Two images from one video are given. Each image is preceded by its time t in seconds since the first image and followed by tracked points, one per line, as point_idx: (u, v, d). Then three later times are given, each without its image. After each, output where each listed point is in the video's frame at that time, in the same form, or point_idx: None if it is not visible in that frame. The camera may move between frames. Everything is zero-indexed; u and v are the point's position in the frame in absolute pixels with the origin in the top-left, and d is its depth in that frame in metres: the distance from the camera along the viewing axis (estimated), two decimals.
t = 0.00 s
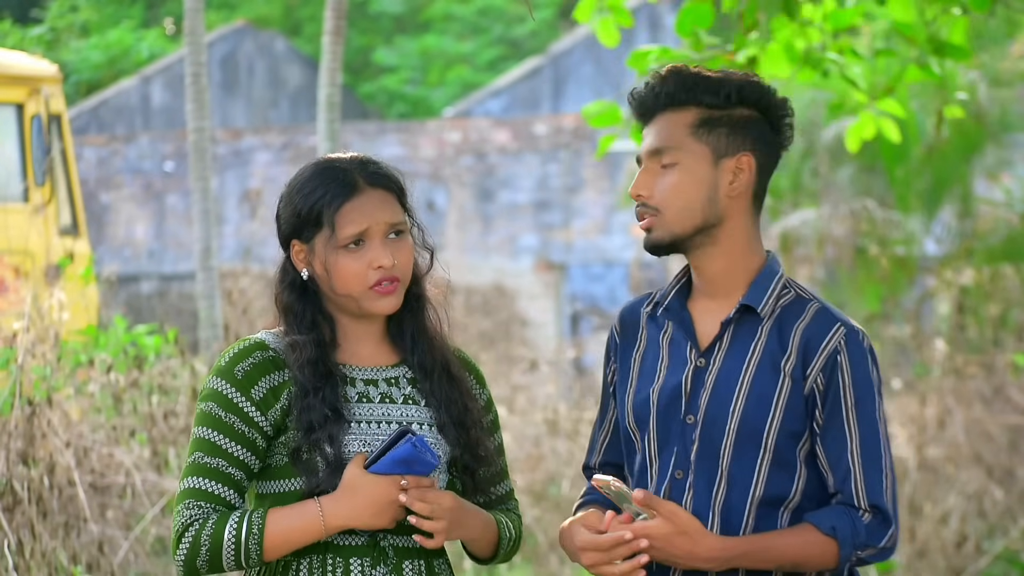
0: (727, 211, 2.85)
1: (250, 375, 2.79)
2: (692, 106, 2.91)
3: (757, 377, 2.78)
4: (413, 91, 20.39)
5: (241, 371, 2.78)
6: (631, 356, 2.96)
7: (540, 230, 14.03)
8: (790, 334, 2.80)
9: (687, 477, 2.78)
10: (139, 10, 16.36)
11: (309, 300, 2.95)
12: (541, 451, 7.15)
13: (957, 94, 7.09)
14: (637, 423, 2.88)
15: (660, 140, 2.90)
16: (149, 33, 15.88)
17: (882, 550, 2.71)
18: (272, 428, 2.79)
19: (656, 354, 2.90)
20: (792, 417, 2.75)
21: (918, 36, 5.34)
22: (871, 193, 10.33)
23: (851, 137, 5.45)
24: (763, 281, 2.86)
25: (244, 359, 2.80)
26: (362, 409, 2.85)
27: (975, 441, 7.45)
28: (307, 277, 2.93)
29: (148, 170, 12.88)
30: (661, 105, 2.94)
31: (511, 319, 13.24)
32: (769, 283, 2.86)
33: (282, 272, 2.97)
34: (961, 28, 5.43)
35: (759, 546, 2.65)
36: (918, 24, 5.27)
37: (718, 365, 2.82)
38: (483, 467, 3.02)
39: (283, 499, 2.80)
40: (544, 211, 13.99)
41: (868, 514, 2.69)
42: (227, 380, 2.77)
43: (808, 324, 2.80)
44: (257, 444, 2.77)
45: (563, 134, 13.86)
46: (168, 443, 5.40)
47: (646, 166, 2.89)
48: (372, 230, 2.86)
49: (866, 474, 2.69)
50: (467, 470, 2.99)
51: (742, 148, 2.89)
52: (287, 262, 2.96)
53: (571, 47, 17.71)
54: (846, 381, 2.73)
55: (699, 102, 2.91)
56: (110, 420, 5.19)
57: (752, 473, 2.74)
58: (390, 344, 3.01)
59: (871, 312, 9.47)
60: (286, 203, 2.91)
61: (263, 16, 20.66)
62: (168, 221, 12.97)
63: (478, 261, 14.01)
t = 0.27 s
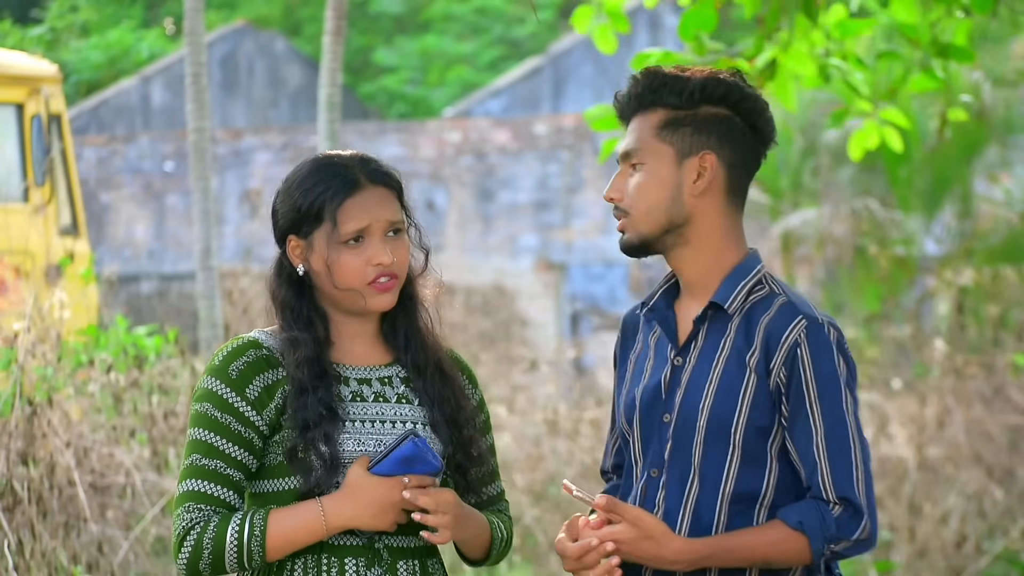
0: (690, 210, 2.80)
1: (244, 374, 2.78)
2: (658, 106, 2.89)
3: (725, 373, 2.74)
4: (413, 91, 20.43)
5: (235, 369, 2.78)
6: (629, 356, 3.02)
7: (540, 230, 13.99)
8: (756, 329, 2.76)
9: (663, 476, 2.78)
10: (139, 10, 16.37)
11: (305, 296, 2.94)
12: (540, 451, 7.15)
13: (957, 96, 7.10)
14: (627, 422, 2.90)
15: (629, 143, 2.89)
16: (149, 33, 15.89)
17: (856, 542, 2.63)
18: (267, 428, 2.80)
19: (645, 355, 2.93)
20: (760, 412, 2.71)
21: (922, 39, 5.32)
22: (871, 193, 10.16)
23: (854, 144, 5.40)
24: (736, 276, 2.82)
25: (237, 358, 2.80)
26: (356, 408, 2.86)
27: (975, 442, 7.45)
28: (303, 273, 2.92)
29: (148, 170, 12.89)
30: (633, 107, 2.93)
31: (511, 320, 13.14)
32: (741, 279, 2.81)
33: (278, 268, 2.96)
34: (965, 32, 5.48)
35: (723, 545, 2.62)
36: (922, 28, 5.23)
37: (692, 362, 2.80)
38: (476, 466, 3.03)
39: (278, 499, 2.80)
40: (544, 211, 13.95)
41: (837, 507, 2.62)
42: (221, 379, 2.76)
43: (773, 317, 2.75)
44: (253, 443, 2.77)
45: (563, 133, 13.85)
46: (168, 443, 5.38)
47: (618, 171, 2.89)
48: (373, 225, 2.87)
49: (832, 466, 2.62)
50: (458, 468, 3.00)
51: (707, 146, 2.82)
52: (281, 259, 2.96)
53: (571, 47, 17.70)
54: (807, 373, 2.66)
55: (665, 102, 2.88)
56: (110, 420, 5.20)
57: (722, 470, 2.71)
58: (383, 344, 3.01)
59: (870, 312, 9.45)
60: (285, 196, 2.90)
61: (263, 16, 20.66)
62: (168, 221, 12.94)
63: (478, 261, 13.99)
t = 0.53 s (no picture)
0: (668, 212, 2.86)
1: (241, 376, 2.78)
2: (634, 110, 2.94)
3: (699, 373, 2.82)
4: (413, 91, 20.44)
5: (232, 371, 2.78)
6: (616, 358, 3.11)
7: (540, 230, 13.99)
8: (729, 329, 2.82)
9: (638, 475, 2.86)
10: (139, 10, 16.38)
11: (303, 295, 2.95)
12: (540, 451, 7.15)
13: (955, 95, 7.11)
14: (608, 420, 2.97)
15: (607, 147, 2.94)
16: (149, 33, 15.91)
17: (819, 544, 2.71)
18: (265, 429, 2.80)
19: (630, 355, 3.02)
20: (731, 412, 2.77)
21: (917, 34, 5.38)
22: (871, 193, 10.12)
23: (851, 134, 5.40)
24: (715, 275, 2.88)
25: (234, 360, 2.79)
26: (354, 409, 2.86)
27: (974, 442, 7.46)
28: (301, 272, 2.92)
29: (148, 171, 12.89)
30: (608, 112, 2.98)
31: (511, 319, 13.28)
32: (720, 279, 2.88)
33: (277, 265, 2.96)
34: (962, 28, 5.45)
35: (689, 542, 2.71)
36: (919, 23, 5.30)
37: (670, 361, 2.88)
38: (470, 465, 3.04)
39: (277, 500, 2.80)
40: (543, 211, 13.95)
41: (800, 508, 2.70)
42: (218, 381, 2.76)
43: (745, 317, 2.81)
44: (252, 445, 2.77)
45: (563, 133, 13.83)
46: (167, 443, 5.35)
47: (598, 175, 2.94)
48: (377, 226, 2.87)
49: (798, 468, 2.69)
50: (454, 469, 3.01)
51: (682, 149, 2.88)
52: (279, 256, 2.95)
53: (571, 48, 17.71)
54: (775, 374, 2.72)
55: (640, 106, 2.93)
56: (110, 420, 5.19)
57: (694, 469, 2.79)
58: (377, 344, 3.02)
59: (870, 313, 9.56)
60: (287, 195, 2.89)
61: (263, 16, 20.65)
62: (168, 221, 12.95)
63: (478, 261, 13.98)
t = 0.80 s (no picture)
0: (659, 217, 2.94)
1: (239, 377, 2.83)
2: (617, 115, 3.00)
3: (698, 374, 2.89)
4: (413, 91, 20.42)
5: (230, 372, 2.82)
6: (598, 359, 3.14)
7: (540, 230, 14.01)
8: (728, 328, 2.90)
9: (635, 476, 2.91)
10: (139, 11, 16.38)
11: (299, 297, 3.00)
12: (541, 451, 7.16)
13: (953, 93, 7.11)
14: (597, 424, 3.01)
15: (592, 153, 3.00)
16: (149, 34, 15.92)
17: (820, 542, 2.80)
18: (263, 430, 2.84)
19: (616, 356, 3.06)
20: (733, 411, 2.85)
21: (910, 27, 5.38)
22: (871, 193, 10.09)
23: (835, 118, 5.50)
24: (707, 277, 2.97)
25: (232, 361, 2.84)
26: (350, 409, 2.92)
27: (974, 442, 7.46)
28: (298, 273, 2.96)
29: (148, 170, 12.97)
30: (589, 117, 3.03)
31: (512, 320, 13.14)
32: (712, 279, 2.96)
33: (274, 266, 3.00)
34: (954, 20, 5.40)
35: (695, 543, 2.78)
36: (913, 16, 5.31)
37: (665, 362, 2.94)
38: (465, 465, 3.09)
39: (276, 499, 2.86)
40: (543, 211, 13.96)
41: (804, 508, 2.78)
42: (216, 382, 2.80)
43: (744, 317, 2.90)
44: (250, 445, 2.81)
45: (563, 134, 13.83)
46: (167, 443, 5.40)
47: (583, 179, 3.00)
48: (374, 229, 2.91)
49: (801, 466, 2.78)
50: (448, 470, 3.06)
51: (669, 153, 2.97)
52: (275, 257, 2.99)
53: (571, 48, 17.73)
54: (779, 372, 2.82)
55: (622, 111, 3.00)
56: (110, 420, 5.16)
57: (694, 470, 2.85)
58: (372, 344, 3.08)
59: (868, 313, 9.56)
60: (285, 196, 2.92)
61: (263, 16, 20.65)
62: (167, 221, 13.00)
63: (478, 261, 13.95)
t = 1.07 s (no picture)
0: (685, 215, 2.93)
1: (230, 379, 2.79)
2: (644, 111, 2.97)
3: (722, 375, 2.88)
4: (413, 92, 20.41)
5: (220, 374, 2.78)
6: (595, 361, 3.06)
7: (540, 230, 13.98)
8: (752, 330, 2.92)
9: (652, 478, 2.88)
10: (138, 11, 16.38)
11: (292, 296, 2.96)
12: (540, 451, 7.17)
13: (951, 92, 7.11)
14: (601, 427, 2.97)
15: (617, 148, 2.95)
16: (149, 33, 15.93)
17: (852, 542, 2.82)
18: (253, 432, 2.80)
19: (619, 356, 3.01)
20: (759, 412, 2.86)
21: (907, 24, 5.38)
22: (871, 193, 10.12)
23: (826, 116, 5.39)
24: (723, 279, 2.97)
25: (222, 363, 2.80)
26: (341, 411, 2.89)
27: (974, 442, 7.45)
28: (292, 271, 2.93)
29: (148, 170, 12.90)
30: (614, 111, 2.99)
31: (512, 320, 13.40)
32: (729, 281, 2.97)
33: (269, 262, 2.97)
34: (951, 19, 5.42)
35: (732, 543, 2.75)
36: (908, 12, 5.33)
37: (682, 365, 2.92)
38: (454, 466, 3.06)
39: (266, 501, 2.81)
40: (543, 211, 13.97)
41: (838, 508, 2.80)
42: (207, 383, 2.76)
43: (770, 319, 2.92)
44: (241, 446, 2.77)
45: (563, 134, 13.81)
46: (168, 443, 5.33)
47: (605, 173, 2.95)
48: (373, 238, 2.87)
49: (835, 467, 2.81)
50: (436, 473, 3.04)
51: (699, 151, 2.97)
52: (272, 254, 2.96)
53: (571, 47, 17.72)
54: (809, 375, 2.84)
55: (650, 106, 2.97)
56: (110, 420, 5.17)
57: (719, 472, 2.84)
58: (361, 344, 3.04)
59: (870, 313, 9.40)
60: (284, 196, 2.89)
61: (263, 16, 20.65)
62: (168, 221, 12.96)
63: (478, 261, 13.91)
